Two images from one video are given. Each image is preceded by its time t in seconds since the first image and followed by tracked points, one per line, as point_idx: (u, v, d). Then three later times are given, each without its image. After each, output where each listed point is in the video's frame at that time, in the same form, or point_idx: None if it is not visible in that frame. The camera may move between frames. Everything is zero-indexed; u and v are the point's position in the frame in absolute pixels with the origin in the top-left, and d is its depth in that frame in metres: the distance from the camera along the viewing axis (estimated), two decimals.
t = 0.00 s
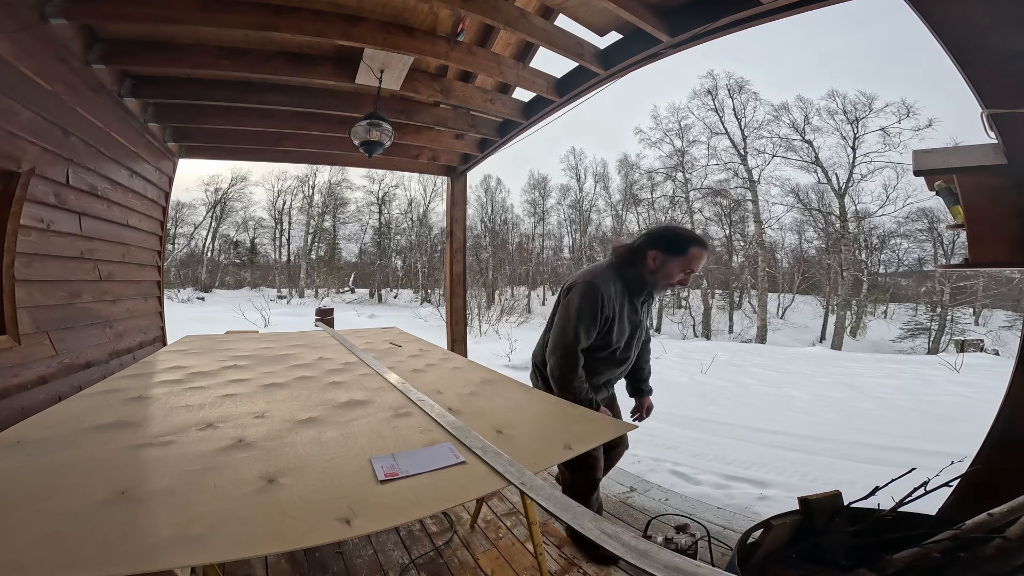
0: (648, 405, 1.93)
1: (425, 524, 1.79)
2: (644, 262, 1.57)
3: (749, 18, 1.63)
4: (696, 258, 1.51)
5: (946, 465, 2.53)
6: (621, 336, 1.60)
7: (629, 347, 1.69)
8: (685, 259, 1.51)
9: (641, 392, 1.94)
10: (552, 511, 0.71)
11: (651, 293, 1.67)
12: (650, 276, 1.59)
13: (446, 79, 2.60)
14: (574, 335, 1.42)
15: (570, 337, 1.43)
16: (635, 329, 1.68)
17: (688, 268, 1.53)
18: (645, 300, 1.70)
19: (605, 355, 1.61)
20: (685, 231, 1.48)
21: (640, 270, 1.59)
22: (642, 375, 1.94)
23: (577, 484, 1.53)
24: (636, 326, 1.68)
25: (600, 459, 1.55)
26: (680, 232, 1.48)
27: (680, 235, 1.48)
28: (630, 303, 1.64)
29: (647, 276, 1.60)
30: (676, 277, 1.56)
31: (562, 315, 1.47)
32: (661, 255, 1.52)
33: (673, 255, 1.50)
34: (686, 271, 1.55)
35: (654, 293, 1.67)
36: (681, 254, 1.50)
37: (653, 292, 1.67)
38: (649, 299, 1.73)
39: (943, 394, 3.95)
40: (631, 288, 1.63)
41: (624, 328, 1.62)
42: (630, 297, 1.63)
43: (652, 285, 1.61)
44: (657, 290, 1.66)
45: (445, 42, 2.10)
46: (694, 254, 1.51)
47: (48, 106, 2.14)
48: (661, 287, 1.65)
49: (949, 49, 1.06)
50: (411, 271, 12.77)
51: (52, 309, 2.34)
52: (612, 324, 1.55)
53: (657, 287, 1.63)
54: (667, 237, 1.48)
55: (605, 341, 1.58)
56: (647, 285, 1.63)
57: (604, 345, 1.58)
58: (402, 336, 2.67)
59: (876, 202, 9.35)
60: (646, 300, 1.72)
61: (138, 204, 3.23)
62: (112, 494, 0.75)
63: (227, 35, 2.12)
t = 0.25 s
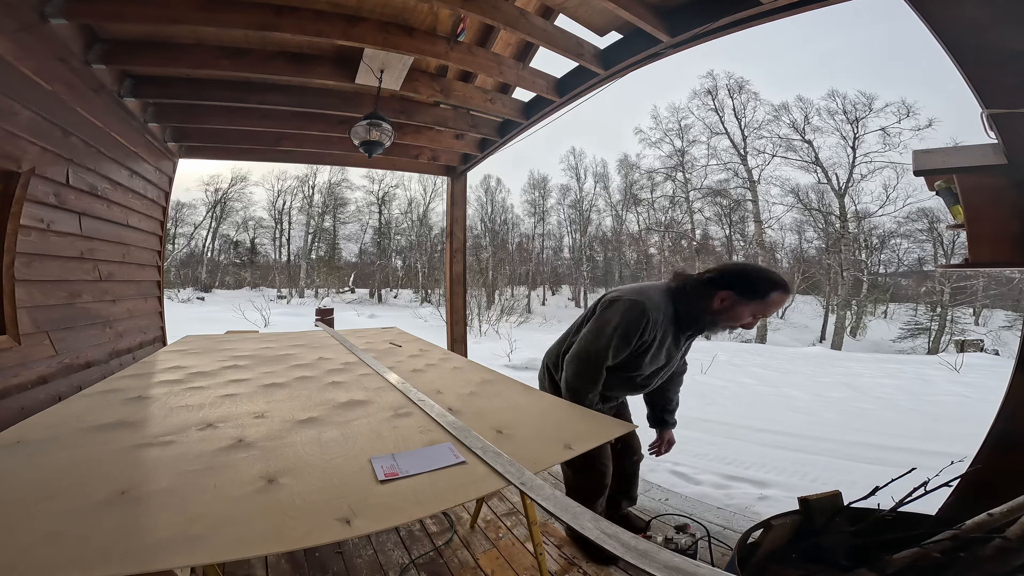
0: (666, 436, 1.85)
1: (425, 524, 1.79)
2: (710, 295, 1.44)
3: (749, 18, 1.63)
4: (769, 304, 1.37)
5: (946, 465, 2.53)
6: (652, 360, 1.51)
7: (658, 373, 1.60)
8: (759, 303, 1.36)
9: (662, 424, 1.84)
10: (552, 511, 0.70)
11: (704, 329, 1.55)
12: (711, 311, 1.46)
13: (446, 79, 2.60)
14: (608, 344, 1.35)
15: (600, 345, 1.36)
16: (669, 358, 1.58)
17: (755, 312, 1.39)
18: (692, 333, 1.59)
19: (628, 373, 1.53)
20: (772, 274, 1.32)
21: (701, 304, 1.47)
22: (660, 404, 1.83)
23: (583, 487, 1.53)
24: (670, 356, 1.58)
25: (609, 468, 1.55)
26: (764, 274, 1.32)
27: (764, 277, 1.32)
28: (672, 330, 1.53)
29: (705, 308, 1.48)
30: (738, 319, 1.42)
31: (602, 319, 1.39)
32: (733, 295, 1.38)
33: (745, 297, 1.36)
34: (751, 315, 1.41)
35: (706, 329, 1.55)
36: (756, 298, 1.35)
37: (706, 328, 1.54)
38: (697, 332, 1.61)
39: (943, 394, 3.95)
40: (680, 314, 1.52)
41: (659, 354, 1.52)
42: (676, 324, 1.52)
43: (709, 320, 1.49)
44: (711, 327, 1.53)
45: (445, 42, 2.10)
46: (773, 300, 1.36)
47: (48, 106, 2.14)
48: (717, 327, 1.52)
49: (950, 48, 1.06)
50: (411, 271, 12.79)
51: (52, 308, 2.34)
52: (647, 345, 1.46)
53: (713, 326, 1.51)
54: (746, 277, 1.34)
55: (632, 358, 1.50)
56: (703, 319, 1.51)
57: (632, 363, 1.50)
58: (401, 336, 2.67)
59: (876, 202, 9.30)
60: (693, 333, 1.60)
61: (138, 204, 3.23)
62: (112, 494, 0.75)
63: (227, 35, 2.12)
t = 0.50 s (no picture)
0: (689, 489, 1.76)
1: (425, 524, 1.79)
2: (750, 355, 1.42)
3: (750, 18, 1.63)
4: (808, 372, 1.33)
5: (946, 465, 2.53)
6: (661, 396, 1.53)
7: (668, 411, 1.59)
8: (799, 371, 1.33)
9: (687, 476, 1.75)
10: (552, 511, 0.70)
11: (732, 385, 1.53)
12: (746, 370, 1.44)
13: (446, 79, 2.60)
14: (621, 364, 1.40)
15: (614, 361, 1.40)
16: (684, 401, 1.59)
17: (790, 376, 1.36)
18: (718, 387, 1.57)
19: (634, 402, 1.55)
20: (823, 342, 1.29)
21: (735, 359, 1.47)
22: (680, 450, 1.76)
23: (593, 487, 1.54)
24: (685, 399, 1.58)
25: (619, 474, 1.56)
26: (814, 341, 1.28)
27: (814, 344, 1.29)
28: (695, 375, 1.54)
29: (740, 365, 1.46)
30: (769, 379, 1.40)
31: (627, 341, 1.46)
32: (774, 361, 1.35)
33: (787, 362, 1.33)
34: (785, 378, 1.38)
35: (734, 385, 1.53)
36: (798, 367, 1.32)
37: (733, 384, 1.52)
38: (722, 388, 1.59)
39: (943, 394, 3.95)
40: (710, 364, 1.53)
41: (674, 394, 1.53)
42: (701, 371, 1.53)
43: (738, 374, 1.48)
44: (739, 384, 1.51)
45: (445, 41, 2.10)
46: (813, 370, 1.32)
47: (48, 106, 2.14)
48: (747, 385, 1.50)
49: (950, 49, 1.06)
50: (411, 271, 12.81)
51: (52, 308, 2.34)
52: (662, 378, 1.49)
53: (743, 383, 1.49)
54: (789, 341, 1.33)
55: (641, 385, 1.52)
56: (734, 375, 1.50)
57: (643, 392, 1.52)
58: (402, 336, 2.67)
59: (876, 202, 9.22)
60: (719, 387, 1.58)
61: (138, 204, 3.23)
62: (112, 493, 0.76)
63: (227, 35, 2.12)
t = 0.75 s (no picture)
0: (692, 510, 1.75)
1: (425, 524, 1.79)
2: (757, 387, 1.41)
3: (750, 18, 1.63)
4: (813, 410, 1.31)
5: (946, 465, 2.53)
6: (660, 414, 1.54)
7: (667, 430, 1.60)
8: (804, 409, 1.31)
9: (692, 499, 1.73)
10: (552, 511, 0.70)
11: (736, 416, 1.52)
12: (751, 402, 1.43)
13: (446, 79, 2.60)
14: (624, 372, 1.49)
15: (618, 367, 1.50)
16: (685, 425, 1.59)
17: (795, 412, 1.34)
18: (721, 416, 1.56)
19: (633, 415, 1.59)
20: (833, 380, 1.27)
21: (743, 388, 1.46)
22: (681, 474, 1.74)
23: (593, 488, 1.53)
24: (686, 422, 1.59)
25: (620, 477, 1.57)
26: (821, 378, 1.27)
27: (821, 381, 1.27)
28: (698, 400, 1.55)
29: (745, 397, 1.45)
30: (772, 412, 1.39)
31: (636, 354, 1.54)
32: (779, 397, 1.34)
33: (790, 399, 1.31)
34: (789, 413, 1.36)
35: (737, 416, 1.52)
36: (801, 404, 1.30)
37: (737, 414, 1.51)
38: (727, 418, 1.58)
39: (944, 394, 3.94)
40: (717, 393, 1.53)
41: (675, 415, 1.54)
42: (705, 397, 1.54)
43: (741, 405, 1.47)
44: (743, 415, 1.50)
45: (445, 41, 2.10)
46: (817, 409, 1.31)
47: (48, 106, 2.14)
48: (750, 417, 1.49)
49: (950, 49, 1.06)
50: (411, 271, 12.81)
51: (52, 308, 2.34)
52: (663, 396, 1.52)
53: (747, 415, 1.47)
54: (796, 377, 1.31)
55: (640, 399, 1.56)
56: (739, 407, 1.49)
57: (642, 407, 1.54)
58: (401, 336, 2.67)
59: (876, 202, 9.23)
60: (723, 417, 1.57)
61: (138, 203, 3.23)
62: (112, 494, 0.76)
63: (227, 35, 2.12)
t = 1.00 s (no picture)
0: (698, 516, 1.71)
1: (425, 524, 1.79)
2: (752, 392, 1.42)
3: (750, 18, 1.63)
4: (810, 413, 1.32)
5: (946, 465, 2.54)
6: (657, 419, 1.55)
7: (667, 435, 1.60)
8: (800, 412, 1.31)
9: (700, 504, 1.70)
10: (552, 511, 0.70)
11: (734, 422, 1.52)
12: (747, 407, 1.43)
13: (446, 79, 2.60)
14: (622, 376, 1.52)
15: (616, 371, 1.53)
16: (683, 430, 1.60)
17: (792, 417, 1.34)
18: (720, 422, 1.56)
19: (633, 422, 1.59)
20: (828, 383, 1.28)
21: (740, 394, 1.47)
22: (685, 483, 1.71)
23: (594, 490, 1.53)
24: (684, 427, 1.59)
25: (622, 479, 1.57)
26: (816, 381, 1.28)
27: (815, 383, 1.27)
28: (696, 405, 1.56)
29: (742, 402, 1.45)
30: (768, 418, 1.39)
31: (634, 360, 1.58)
32: (774, 400, 1.34)
33: (785, 402, 1.32)
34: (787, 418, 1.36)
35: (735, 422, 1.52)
36: (796, 407, 1.30)
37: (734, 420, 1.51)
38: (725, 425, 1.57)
39: (943, 394, 3.95)
40: (714, 399, 1.54)
41: (674, 420, 1.55)
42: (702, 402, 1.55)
43: (739, 410, 1.47)
44: (741, 422, 1.49)
45: (445, 41, 2.10)
46: (815, 412, 1.31)
47: (47, 106, 2.14)
48: (747, 423, 1.49)
49: (950, 49, 1.06)
50: (411, 271, 12.81)
51: (52, 308, 2.34)
52: (660, 401, 1.53)
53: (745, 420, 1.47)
54: (791, 382, 1.32)
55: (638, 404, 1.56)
56: (736, 412, 1.49)
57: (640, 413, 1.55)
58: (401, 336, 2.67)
59: (876, 202, 9.24)
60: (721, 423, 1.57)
61: (138, 203, 3.23)
62: (112, 494, 0.76)
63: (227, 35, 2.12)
